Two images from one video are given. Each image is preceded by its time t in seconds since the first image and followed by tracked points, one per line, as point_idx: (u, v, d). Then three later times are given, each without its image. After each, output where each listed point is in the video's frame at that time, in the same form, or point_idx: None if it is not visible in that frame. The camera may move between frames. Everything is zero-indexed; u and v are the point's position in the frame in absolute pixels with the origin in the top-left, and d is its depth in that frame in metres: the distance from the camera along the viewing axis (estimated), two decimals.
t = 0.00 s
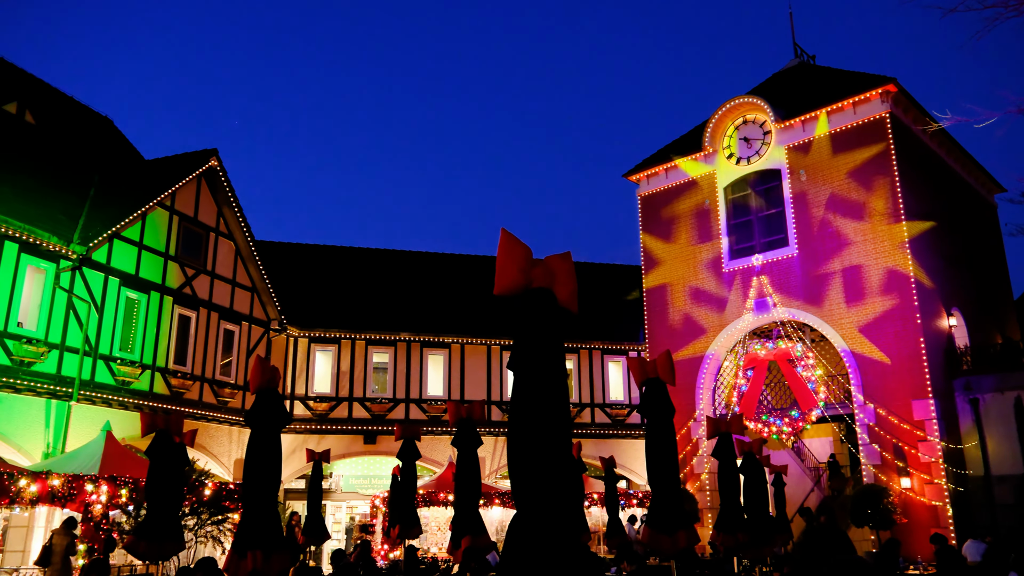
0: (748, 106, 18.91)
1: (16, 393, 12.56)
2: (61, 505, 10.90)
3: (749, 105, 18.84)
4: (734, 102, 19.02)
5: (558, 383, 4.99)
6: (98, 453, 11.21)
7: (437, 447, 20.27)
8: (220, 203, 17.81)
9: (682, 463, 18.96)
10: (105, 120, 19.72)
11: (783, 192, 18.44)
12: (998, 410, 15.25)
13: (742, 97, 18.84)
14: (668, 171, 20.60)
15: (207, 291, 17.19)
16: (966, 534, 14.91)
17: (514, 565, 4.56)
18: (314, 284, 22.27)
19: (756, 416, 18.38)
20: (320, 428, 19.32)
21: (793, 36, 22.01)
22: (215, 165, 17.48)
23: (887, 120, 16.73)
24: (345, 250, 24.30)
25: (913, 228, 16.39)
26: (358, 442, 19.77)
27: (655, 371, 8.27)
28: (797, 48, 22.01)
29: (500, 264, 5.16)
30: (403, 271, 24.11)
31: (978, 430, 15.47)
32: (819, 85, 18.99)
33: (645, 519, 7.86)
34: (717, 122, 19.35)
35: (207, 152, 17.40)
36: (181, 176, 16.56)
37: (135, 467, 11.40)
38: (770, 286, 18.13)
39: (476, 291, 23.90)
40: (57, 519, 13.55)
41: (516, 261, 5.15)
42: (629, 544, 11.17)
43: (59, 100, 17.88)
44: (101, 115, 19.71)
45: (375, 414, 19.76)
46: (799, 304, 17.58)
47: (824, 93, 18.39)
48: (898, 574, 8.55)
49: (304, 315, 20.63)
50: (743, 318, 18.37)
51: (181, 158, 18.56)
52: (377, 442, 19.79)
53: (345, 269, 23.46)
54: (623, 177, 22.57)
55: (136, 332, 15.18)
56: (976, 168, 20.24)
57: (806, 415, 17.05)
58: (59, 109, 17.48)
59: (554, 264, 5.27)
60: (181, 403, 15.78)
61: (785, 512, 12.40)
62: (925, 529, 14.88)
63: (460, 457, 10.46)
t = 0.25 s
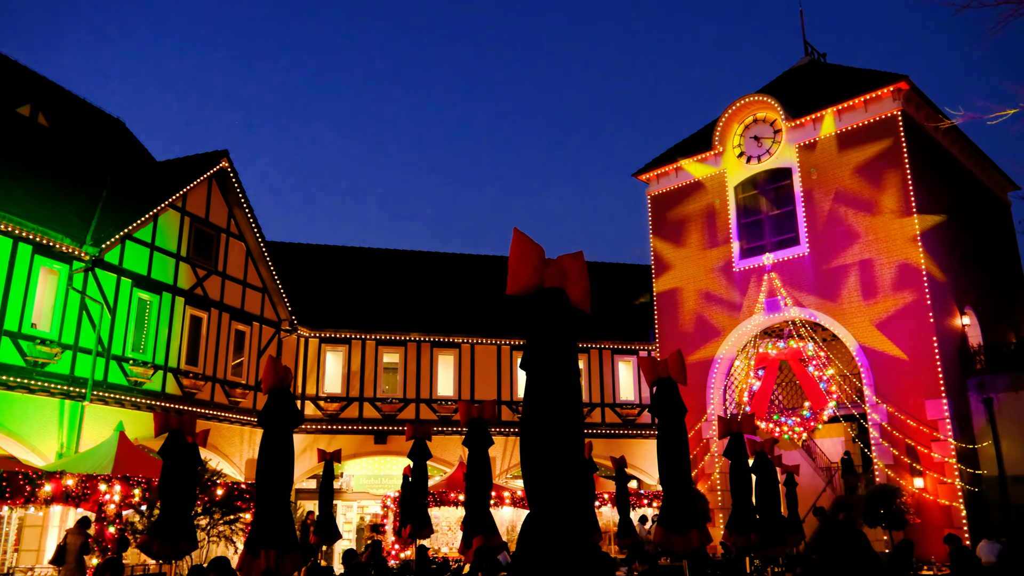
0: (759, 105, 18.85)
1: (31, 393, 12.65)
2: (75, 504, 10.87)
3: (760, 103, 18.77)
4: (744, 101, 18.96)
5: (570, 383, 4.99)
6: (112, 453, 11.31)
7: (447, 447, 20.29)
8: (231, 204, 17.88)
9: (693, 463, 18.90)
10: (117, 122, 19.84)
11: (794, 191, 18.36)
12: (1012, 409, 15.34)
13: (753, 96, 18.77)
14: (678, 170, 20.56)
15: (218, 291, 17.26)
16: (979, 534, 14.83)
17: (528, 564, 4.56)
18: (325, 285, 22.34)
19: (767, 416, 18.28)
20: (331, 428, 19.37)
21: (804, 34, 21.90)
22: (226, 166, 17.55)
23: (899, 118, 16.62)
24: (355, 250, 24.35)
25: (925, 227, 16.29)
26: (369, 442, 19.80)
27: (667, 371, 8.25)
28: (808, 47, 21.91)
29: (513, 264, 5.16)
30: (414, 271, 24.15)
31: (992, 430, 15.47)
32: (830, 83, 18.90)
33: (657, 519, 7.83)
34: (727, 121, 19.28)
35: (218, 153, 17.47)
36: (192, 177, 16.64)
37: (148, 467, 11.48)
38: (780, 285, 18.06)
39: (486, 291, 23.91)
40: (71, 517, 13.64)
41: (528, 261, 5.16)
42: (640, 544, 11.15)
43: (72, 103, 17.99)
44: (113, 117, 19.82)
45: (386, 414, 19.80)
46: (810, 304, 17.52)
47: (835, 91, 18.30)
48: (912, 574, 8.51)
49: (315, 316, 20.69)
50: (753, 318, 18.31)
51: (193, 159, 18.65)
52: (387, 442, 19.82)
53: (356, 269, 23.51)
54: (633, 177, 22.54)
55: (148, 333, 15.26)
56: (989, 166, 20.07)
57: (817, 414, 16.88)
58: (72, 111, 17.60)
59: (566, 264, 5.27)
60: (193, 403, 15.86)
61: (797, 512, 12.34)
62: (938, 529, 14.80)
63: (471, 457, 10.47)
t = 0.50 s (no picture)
0: (770, 104, 18.77)
1: (46, 393, 12.75)
2: (89, 503, 10.92)
3: (771, 102, 18.69)
4: (754, 99, 18.89)
5: (583, 383, 4.99)
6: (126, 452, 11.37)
7: (458, 446, 20.32)
8: (243, 205, 17.97)
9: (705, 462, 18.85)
10: (130, 124, 19.98)
11: (806, 190, 18.27)
12: None
13: (764, 94, 18.71)
14: (689, 170, 20.51)
15: (230, 292, 17.35)
16: (995, 534, 14.72)
17: (541, 564, 4.57)
18: (336, 285, 22.41)
19: (779, 416, 18.16)
20: (343, 428, 19.44)
21: (815, 32, 21.79)
22: (237, 168, 17.63)
23: (911, 116, 16.52)
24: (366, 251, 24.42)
25: (939, 226, 16.17)
26: (380, 442, 19.84)
27: (679, 371, 8.24)
28: (819, 44, 21.80)
29: (525, 264, 5.18)
30: (424, 271, 24.20)
31: (1007, 427, 15.39)
32: (841, 81, 18.82)
33: (669, 519, 7.80)
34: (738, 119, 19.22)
35: (230, 155, 17.56)
36: (204, 179, 16.73)
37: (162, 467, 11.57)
38: (792, 284, 17.99)
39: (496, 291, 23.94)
40: (85, 518, 13.91)
41: (540, 261, 5.17)
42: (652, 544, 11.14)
43: (85, 105, 18.13)
44: (126, 119, 19.95)
45: (397, 414, 19.85)
46: (822, 303, 17.45)
47: (847, 89, 18.21)
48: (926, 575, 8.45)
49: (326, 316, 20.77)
50: (764, 318, 18.25)
51: (205, 160, 18.76)
52: (398, 441, 19.87)
53: (366, 270, 23.57)
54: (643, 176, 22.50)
55: (162, 333, 15.35)
56: (1003, 164, 19.89)
57: (829, 413, 16.64)
58: (85, 114, 17.73)
59: (578, 263, 5.29)
60: (205, 403, 15.94)
61: (809, 511, 12.28)
62: (953, 529, 14.68)
63: (483, 457, 10.49)
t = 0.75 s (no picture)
0: (781, 101, 18.68)
1: (61, 395, 12.85)
2: (105, 504, 10.90)
3: (783, 99, 18.60)
4: (766, 97, 18.80)
5: (596, 382, 4.99)
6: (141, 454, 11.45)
7: (471, 446, 20.35)
8: (255, 206, 18.05)
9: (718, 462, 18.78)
10: (143, 127, 20.10)
11: (818, 188, 18.17)
12: None
13: (775, 92, 18.62)
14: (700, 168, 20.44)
15: (243, 293, 17.43)
16: (1011, 534, 14.60)
17: (557, 564, 4.57)
18: (348, 286, 22.48)
19: (792, 415, 18.06)
20: (355, 429, 19.50)
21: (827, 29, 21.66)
22: (249, 169, 17.69)
23: (924, 113, 16.41)
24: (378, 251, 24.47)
25: (953, 223, 16.06)
26: (392, 443, 19.88)
27: (691, 371, 8.22)
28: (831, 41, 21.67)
29: (538, 264, 5.18)
30: (436, 272, 24.24)
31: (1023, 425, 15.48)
32: (853, 78, 18.70)
33: (682, 519, 7.77)
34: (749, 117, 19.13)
35: (242, 157, 17.63)
36: (216, 181, 16.82)
37: (177, 468, 11.64)
38: (805, 282, 17.91)
39: (508, 290, 23.94)
40: (100, 518, 13.99)
41: (554, 260, 5.17)
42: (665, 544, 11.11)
43: (99, 108, 18.25)
44: (138, 122, 20.07)
45: (409, 414, 19.89)
46: (835, 301, 17.36)
47: (859, 86, 18.10)
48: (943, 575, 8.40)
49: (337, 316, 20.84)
50: (776, 317, 18.19)
51: (217, 162, 18.85)
52: (411, 442, 19.91)
53: (378, 270, 23.62)
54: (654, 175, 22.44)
55: (176, 335, 15.45)
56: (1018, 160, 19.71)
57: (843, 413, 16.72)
58: (99, 117, 17.85)
59: (590, 262, 5.28)
60: (219, 404, 16.03)
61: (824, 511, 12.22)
62: (969, 529, 14.56)
63: (496, 457, 10.49)
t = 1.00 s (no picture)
0: (793, 99, 18.58)
1: (77, 396, 12.96)
2: (120, 504, 10.90)
3: (794, 97, 18.50)
4: (778, 94, 18.70)
5: (609, 382, 4.99)
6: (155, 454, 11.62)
7: (483, 446, 20.36)
8: (267, 208, 18.13)
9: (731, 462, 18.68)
10: (155, 130, 20.22)
11: (831, 185, 18.08)
12: None
13: (787, 89, 18.51)
14: (711, 167, 20.38)
15: (255, 294, 17.52)
16: None
17: (570, 564, 4.56)
18: (359, 286, 22.55)
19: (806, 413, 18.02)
20: (368, 429, 19.56)
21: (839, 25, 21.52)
22: (261, 171, 17.76)
23: (938, 109, 16.28)
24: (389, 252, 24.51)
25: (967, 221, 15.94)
26: (404, 443, 19.93)
27: (704, 370, 8.21)
28: (842, 38, 21.53)
29: (550, 264, 5.18)
30: (447, 272, 24.26)
31: None
32: (866, 75, 18.58)
33: (695, 518, 7.75)
34: (761, 115, 19.04)
35: (254, 158, 17.71)
36: (228, 183, 16.90)
37: (192, 468, 11.73)
38: (817, 281, 17.82)
39: (519, 290, 23.93)
40: (116, 518, 13.79)
41: (565, 259, 5.17)
42: (679, 543, 11.08)
43: (112, 111, 18.37)
44: (151, 125, 20.21)
45: (421, 414, 19.93)
46: (848, 300, 17.26)
47: (871, 83, 17.99)
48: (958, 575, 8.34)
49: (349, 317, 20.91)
50: (788, 314, 18.12)
51: (229, 164, 18.95)
52: (423, 441, 19.95)
53: (389, 271, 23.67)
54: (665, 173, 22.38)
55: (189, 336, 15.56)
56: None
57: (857, 411, 16.92)
58: (112, 120, 17.99)
59: (603, 261, 5.27)
60: (232, 405, 16.12)
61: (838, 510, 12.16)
62: (985, 528, 14.44)
63: (508, 457, 10.50)
